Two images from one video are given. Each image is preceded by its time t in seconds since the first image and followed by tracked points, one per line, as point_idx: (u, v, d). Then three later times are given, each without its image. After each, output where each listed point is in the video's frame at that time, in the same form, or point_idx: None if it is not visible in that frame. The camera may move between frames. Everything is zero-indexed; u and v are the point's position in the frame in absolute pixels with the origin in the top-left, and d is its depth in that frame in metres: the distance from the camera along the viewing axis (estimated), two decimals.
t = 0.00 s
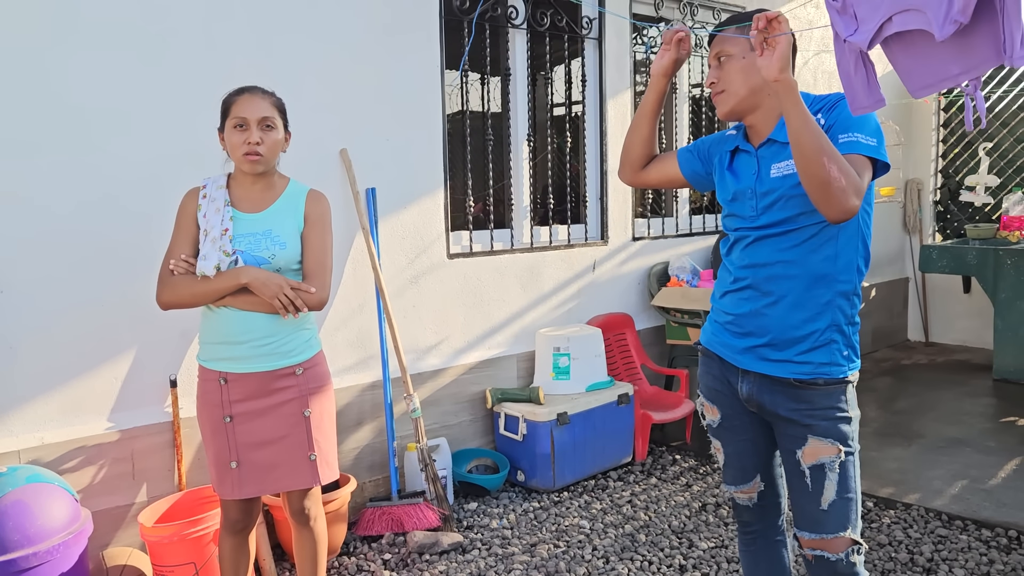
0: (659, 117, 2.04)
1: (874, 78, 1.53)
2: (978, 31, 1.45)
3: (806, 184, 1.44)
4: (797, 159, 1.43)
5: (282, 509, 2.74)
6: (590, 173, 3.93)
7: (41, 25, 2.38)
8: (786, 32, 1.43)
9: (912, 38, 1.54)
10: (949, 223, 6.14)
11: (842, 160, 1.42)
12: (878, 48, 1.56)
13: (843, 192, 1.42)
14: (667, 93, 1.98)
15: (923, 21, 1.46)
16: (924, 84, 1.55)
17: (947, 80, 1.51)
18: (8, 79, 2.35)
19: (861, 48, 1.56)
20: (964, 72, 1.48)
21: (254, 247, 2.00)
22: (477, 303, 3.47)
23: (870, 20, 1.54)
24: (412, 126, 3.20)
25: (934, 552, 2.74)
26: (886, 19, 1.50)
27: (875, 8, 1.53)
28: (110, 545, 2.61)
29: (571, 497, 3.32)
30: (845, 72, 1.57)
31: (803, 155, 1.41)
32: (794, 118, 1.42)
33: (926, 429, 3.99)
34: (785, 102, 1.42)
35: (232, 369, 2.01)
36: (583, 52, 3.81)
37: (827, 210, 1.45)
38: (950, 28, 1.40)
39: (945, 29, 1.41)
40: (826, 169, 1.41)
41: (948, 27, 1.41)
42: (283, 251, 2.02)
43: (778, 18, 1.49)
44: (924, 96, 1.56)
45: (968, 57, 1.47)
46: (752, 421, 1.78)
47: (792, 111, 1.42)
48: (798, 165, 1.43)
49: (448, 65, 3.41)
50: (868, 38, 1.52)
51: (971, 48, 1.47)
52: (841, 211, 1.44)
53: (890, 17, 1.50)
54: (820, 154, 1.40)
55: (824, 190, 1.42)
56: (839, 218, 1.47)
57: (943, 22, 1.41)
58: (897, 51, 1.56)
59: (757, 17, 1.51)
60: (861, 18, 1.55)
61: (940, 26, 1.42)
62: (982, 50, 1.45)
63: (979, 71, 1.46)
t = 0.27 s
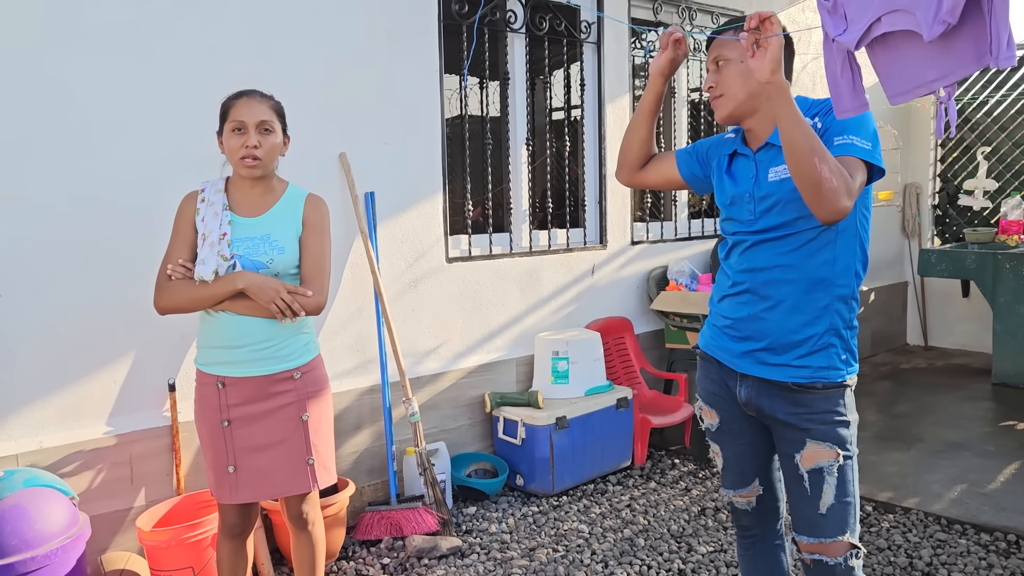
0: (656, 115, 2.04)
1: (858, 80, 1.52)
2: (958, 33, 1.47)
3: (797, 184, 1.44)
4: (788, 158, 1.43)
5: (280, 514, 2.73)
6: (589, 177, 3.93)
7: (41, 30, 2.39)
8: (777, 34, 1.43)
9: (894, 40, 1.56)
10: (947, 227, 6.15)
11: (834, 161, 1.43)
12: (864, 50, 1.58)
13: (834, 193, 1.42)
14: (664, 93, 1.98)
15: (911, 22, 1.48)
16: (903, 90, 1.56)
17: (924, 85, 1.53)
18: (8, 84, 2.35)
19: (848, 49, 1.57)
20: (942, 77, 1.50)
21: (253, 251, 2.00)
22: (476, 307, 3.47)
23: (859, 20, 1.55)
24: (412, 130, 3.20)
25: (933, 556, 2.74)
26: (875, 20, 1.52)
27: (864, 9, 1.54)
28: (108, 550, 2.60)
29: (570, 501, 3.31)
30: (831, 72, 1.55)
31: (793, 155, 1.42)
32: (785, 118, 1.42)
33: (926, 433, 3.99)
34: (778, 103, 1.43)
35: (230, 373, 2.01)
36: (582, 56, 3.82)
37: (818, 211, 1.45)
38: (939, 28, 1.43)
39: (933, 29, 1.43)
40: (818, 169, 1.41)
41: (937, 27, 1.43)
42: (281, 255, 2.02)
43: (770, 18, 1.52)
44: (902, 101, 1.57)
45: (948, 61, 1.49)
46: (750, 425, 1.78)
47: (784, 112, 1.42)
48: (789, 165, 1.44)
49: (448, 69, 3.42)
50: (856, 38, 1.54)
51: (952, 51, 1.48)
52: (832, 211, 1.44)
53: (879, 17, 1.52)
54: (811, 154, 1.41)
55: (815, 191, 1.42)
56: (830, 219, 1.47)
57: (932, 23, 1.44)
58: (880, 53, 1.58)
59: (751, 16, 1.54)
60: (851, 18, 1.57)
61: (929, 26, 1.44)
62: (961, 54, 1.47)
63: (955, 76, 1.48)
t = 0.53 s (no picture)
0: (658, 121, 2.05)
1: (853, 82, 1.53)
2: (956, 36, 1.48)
3: (796, 188, 1.44)
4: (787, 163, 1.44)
5: (280, 520, 2.73)
6: (589, 183, 3.95)
7: (42, 37, 2.40)
8: (776, 38, 1.45)
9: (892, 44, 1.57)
10: (947, 233, 6.16)
11: (832, 166, 1.43)
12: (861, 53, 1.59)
13: (833, 196, 1.42)
14: (666, 99, 1.99)
15: (909, 24, 1.50)
16: (896, 93, 1.58)
17: (919, 88, 1.54)
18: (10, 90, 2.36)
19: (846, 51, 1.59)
20: (938, 80, 1.51)
21: (254, 257, 2.00)
22: (476, 313, 3.47)
23: (858, 22, 1.57)
24: (412, 137, 3.21)
25: (933, 562, 2.74)
26: (875, 22, 1.54)
27: (864, 11, 1.56)
28: (107, 556, 2.60)
29: (570, 507, 3.31)
30: (826, 73, 1.57)
31: (791, 160, 1.42)
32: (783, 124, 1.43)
33: (925, 439, 3.99)
34: (776, 108, 1.44)
35: (230, 379, 2.01)
36: (582, 63, 3.84)
37: (817, 214, 1.45)
38: (937, 30, 1.44)
39: (932, 31, 1.45)
40: (816, 173, 1.41)
41: (936, 29, 1.45)
42: (283, 262, 2.02)
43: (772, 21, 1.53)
44: (894, 105, 1.59)
45: (941, 66, 1.50)
46: (750, 431, 1.79)
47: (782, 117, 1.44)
48: (788, 170, 1.44)
49: (448, 76, 3.43)
50: (854, 39, 1.56)
51: (946, 56, 1.50)
52: (831, 215, 1.44)
53: (878, 20, 1.53)
54: (810, 158, 1.41)
55: (814, 196, 1.43)
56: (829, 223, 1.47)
57: (930, 25, 1.45)
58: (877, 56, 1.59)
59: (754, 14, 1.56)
60: (850, 20, 1.59)
61: (928, 29, 1.45)
62: (959, 57, 1.48)
63: (951, 79, 1.49)
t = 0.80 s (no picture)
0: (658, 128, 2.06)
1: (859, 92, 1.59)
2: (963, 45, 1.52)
3: (794, 196, 1.45)
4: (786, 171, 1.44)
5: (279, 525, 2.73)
6: (589, 190, 3.95)
7: (44, 44, 2.42)
8: (776, 47, 1.47)
9: (900, 51, 1.62)
10: (946, 239, 6.17)
11: (831, 174, 1.44)
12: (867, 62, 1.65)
13: (832, 205, 1.43)
14: (667, 106, 2.00)
15: (914, 34, 1.55)
16: (909, 99, 1.63)
17: (931, 95, 1.59)
18: (13, 98, 2.38)
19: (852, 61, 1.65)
20: (948, 87, 1.56)
21: (254, 264, 2.00)
22: (475, 320, 3.48)
23: (862, 33, 1.63)
24: (412, 144, 3.23)
25: (932, 569, 2.74)
26: (878, 33, 1.59)
27: (868, 21, 1.61)
28: (107, 562, 2.60)
29: (570, 513, 3.31)
30: (833, 82, 1.65)
31: (790, 168, 1.43)
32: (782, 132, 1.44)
33: (925, 446, 3.99)
34: (775, 116, 1.45)
35: (230, 385, 2.01)
36: (581, 70, 3.86)
37: (816, 223, 1.45)
38: (942, 42, 1.48)
39: (936, 43, 1.49)
40: (815, 181, 1.42)
41: (939, 40, 1.48)
42: (282, 269, 2.02)
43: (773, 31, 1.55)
44: (906, 110, 1.64)
45: (949, 74, 1.55)
46: (748, 437, 1.79)
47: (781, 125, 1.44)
48: (786, 177, 1.45)
49: (447, 83, 3.44)
50: (859, 50, 1.62)
51: (955, 65, 1.54)
52: (829, 223, 1.45)
53: (882, 31, 1.59)
54: (809, 166, 1.42)
55: (812, 203, 1.43)
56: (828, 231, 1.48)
57: (934, 37, 1.49)
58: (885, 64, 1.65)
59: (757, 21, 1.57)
60: (853, 31, 1.65)
61: (932, 40, 1.50)
62: (967, 64, 1.52)
63: (959, 87, 1.54)
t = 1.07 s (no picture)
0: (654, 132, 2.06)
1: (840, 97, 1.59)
2: (947, 51, 1.52)
3: (788, 201, 1.45)
4: (779, 176, 1.45)
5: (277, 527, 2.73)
6: (587, 192, 3.96)
7: (43, 47, 2.42)
8: (770, 53, 1.47)
9: (886, 57, 1.63)
10: (944, 241, 6.17)
11: (825, 179, 1.44)
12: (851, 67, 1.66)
13: (826, 210, 1.44)
14: (662, 109, 2.00)
15: (899, 39, 1.56)
16: (893, 106, 1.63)
17: (915, 102, 1.60)
18: (11, 100, 2.38)
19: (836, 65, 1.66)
20: (931, 94, 1.56)
21: (252, 266, 2.00)
22: (474, 321, 3.48)
23: (848, 37, 1.64)
24: (410, 146, 3.23)
25: (930, 570, 2.74)
26: (864, 38, 1.60)
27: (854, 26, 1.62)
28: (106, 563, 2.60)
29: (568, 515, 3.31)
30: (815, 87, 1.64)
31: (784, 173, 1.43)
32: (776, 137, 1.44)
33: (923, 447, 3.99)
34: (768, 122, 1.45)
35: (227, 388, 2.01)
36: (579, 72, 3.86)
37: (810, 227, 1.46)
38: (924, 47, 1.49)
39: (919, 48, 1.50)
40: (808, 186, 1.42)
41: (923, 45, 1.49)
42: (280, 271, 2.02)
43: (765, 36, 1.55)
44: (890, 118, 1.64)
45: (934, 80, 1.56)
46: (745, 439, 1.79)
47: (774, 131, 1.45)
48: (780, 183, 1.45)
49: (445, 85, 3.45)
50: (844, 55, 1.63)
51: (939, 71, 1.54)
52: (823, 228, 1.45)
53: (869, 35, 1.60)
54: (802, 172, 1.42)
55: (806, 209, 1.44)
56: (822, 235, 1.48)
57: (917, 42, 1.50)
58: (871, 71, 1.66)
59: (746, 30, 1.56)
60: (840, 36, 1.66)
61: (915, 45, 1.50)
62: (951, 71, 1.52)
63: (943, 93, 1.54)
